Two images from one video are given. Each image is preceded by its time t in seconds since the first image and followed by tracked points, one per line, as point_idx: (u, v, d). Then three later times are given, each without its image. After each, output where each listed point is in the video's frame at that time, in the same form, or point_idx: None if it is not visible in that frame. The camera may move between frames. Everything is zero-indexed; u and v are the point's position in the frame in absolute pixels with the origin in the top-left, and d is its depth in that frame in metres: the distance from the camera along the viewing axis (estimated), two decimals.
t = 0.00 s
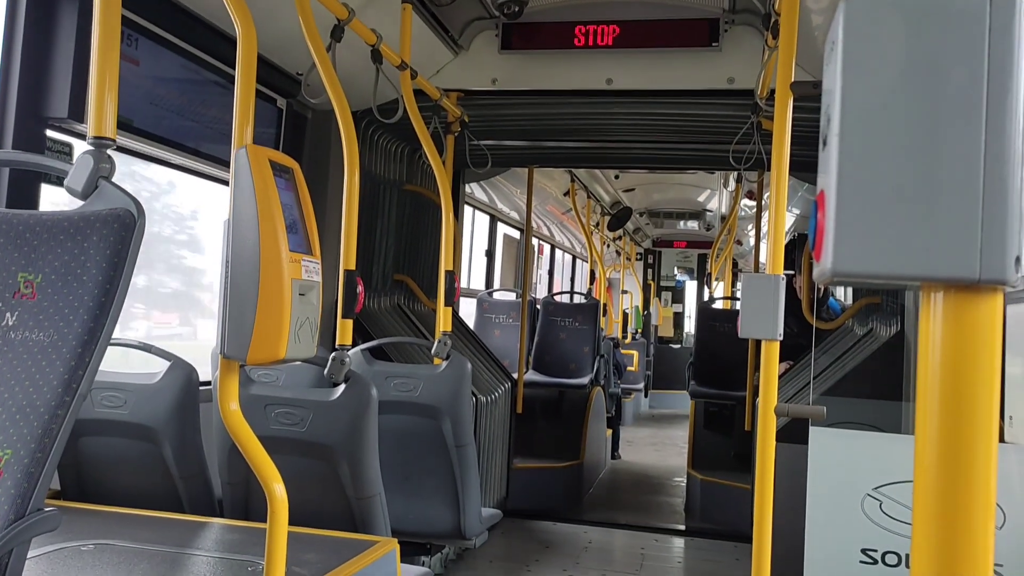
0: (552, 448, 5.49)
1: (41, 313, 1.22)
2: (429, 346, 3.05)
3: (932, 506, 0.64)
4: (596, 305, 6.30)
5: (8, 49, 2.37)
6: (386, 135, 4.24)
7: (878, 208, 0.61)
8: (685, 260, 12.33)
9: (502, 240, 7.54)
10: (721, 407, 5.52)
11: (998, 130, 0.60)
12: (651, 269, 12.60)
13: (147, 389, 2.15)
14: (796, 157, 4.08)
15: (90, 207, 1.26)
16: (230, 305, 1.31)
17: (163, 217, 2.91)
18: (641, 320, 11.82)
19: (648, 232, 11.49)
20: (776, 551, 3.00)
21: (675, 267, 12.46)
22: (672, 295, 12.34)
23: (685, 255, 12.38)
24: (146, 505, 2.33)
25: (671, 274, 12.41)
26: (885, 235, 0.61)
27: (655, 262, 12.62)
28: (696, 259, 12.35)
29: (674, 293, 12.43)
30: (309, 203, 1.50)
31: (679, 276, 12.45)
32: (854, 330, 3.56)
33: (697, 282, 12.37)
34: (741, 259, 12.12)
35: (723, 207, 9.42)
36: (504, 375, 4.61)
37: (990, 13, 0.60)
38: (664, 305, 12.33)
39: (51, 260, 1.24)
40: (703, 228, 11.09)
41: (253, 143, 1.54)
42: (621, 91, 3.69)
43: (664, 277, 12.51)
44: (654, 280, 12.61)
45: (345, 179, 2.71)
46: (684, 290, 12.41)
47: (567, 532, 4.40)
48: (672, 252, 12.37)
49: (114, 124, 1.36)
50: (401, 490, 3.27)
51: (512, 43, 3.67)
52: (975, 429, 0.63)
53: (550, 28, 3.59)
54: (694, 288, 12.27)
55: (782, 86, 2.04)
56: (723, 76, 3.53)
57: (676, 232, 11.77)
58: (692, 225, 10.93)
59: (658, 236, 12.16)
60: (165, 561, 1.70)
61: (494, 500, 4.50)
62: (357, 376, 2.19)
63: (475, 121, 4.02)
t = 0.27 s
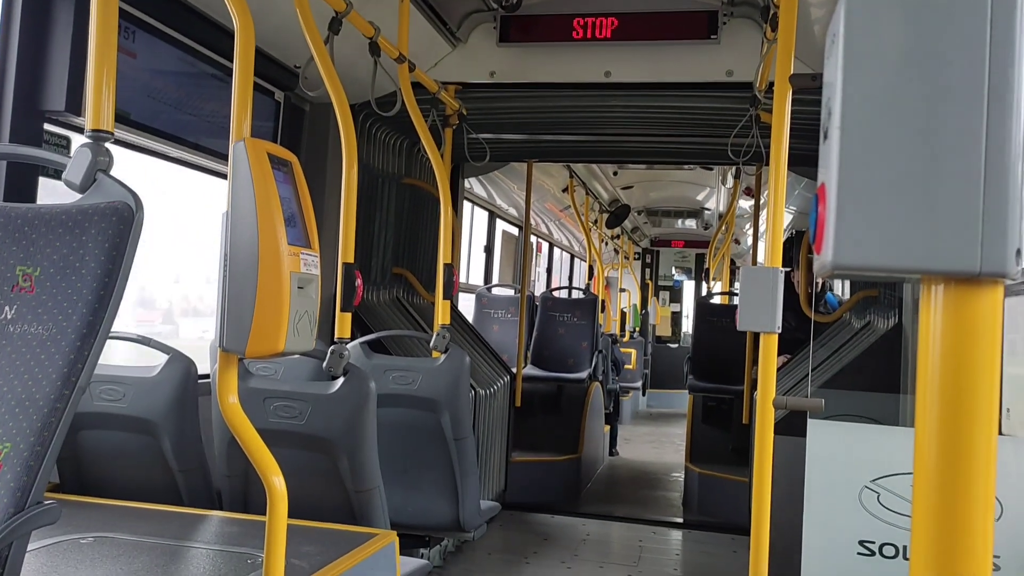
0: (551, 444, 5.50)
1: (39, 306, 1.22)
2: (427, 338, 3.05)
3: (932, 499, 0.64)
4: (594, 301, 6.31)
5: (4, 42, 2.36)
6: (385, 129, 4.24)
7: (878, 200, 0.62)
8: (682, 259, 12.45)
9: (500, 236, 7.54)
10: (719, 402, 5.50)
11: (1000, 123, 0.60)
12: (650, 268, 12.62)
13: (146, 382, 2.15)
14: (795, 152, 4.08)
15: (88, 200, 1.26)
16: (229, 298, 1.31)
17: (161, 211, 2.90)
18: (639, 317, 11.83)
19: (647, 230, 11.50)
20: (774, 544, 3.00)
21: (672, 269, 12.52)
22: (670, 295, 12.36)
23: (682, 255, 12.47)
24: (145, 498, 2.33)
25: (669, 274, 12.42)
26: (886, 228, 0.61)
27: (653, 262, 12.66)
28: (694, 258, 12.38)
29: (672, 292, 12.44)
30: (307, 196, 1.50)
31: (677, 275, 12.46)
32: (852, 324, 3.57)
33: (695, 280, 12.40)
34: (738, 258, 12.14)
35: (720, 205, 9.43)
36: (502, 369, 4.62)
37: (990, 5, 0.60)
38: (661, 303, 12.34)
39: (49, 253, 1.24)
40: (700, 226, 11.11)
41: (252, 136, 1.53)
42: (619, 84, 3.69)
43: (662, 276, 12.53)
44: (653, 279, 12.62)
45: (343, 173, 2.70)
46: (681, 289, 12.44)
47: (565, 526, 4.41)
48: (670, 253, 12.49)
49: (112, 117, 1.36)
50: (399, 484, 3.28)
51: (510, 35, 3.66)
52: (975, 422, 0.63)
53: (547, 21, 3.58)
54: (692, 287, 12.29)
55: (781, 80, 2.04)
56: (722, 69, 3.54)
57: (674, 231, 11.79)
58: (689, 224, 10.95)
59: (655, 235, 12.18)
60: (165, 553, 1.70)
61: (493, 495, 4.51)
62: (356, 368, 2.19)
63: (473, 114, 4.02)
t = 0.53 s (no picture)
0: (548, 444, 5.50)
1: (36, 307, 1.21)
2: (424, 338, 3.04)
3: (930, 500, 0.64)
4: (592, 301, 6.31)
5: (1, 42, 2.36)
6: (382, 129, 4.23)
7: (876, 202, 0.62)
8: (680, 260, 12.46)
9: (497, 236, 7.54)
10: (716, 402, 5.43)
11: (998, 124, 0.60)
12: (647, 269, 12.64)
13: (143, 383, 2.14)
14: (792, 152, 4.08)
15: (85, 200, 1.25)
16: (226, 299, 1.30)
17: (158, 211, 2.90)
18: (636, 318, 11.83)
19: (644, 230, 11.50)
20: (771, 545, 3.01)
21: (670, 268, 12.52)
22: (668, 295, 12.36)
23: (680, 255, 12.48)
24: (142, 499, 2.33)
25: (667, 274, 12.43)
26: (883, 229, 0.61)
27: (650, 263, 12.65)
28: (692, 259, 12.46)
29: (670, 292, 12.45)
30: (305, 197, 1.50)
31: (674, 275, 12.47)
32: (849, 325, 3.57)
33: (692, 281, 12.40)
34: (736, 258, 12.15)
35: (718, 206, 9.44)
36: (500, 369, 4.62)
37: (987, 7, 0.60)
38: (659, 304, 12.35)
39: (46, 253, 1.23)
40: (698, 227, 11.11)
41: (249, 136, 1.53)
42: (617, 85, 3.69)
43: (659, 276, 12.54)
44: (650, 279, 12.63)
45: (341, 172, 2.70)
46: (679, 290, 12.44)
47: (563, 527, 4.41)
48: (667, 253, 12.47)
49: (109, 117, 1.35)
50: (397, 485, 3.27)
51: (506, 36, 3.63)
52: (972, 422, 0.63)
53: (547, 21, 3.55)
54: (689, 287, 12.29)
55: (779, 81, 2.04)
56: (720, 70, 3.54)
57: (672, 232, 11.80)
58: (687, 225, 10.96)
59: (653, 235, 12.18)
60: (161, 554, 1.70)
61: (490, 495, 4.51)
62: (353, 369, 2.18)
63: (470, 114, 4.01)
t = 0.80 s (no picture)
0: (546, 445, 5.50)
1: (32, 309, 1.21)
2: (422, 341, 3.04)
3: (926, 503, 0.64)
4: (589, 301, 6.31)
5: None
6: (380, 130, 4.23)
7: (872, 204, 0.61)
8: (677, 258, 12.42)
9: (495, 236, 7.53)
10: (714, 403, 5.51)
11: (994, 127, 0.60)
12: (645, 267, 12.55)
13: (139, 384, 2.14)
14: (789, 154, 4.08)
15: (81, 202, 1.25)
16: (223, 301, 1.30)
17: (155, 212, 2.90)
18: (634, 317, 11.83)
19: (642, 229, 11.50)
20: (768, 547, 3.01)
21: (668, 266, 12.52)
22: (665, 294, 12.36)
23: (678, 253, 12.44)
24: (138, 501, 2.32)
25: (664, 272, 12.43)
26: (880, 233, 0.61)
27: (648, 260, 12.54)
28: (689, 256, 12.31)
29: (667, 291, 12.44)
30: (302, 198, 1.49)
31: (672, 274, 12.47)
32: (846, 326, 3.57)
33: (690, 279, 12.40)
34: (733, 257, 12.15)
35: (715, 205, 9.43)
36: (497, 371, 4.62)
37: (983, 12, 0.61)
38: (656, 303, 12.36)
39: (42, 255, 1.23)
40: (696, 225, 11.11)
41: (245, 137, 1.53)
42: (614, 87, 3.69)
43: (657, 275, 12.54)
44: (647, 278, 12.63)
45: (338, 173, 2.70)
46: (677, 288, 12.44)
47: (560, 528, 4.41)
48: (664, 252, 12.47)
49: (105, 118, 1.35)
50: (394, 486, 3.27)
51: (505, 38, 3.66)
52: (968, 425, 0.63)
53: (544, 23, 3.57)
54: (686, 286, 12.29)
55: (776, 82, 2.04)
56: (717, 71, 3.53)
57: (669, 230, 11.79)
58: (685, 223, 10.96)
59: (650, 234, 12.17)
60: (157, 557, 1.70)
61: (487, 496, 4.50)
62: (350, 371, 2.18)
63: (468, 116, 4.01)
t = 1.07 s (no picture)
0: (544, 442, 5.50)
1: (29, 307, 1.21)
2: (420, 339, 3.04)
3: (921, 500, 0.65)
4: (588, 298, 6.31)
5: None
6: (378, 128, 4.23)
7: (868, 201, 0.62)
8: (676, 254, 12.41)
9: (493, 234, 7.54)
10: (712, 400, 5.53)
11: (989, 124, 0.60)
12: (643, 264, 12.55)
13: (137, 383, 2.14)
14: (787, 151, 4.09)
15: (78, 200, 1.25)
16: (220, 299, 1.30)
17: (152, 211, 2.89)
18: (632, 314, 11.83)
19: (640, 226, 11.50)
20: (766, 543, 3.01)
21: (666, 263, 12.52)
22: (663, 290, 12.37)
23: (675, 250, 12.41)
24: (136, 499, 2.32)
25: (662, 269, 12.44)
26: (875, 229, 0.61)
27: (646, 258, 12.54)
28: (687, 253, 12.42)
29: (666, 287, 12.44)
30: (299, 196, 1.49)
31: (670, 270, 12.48)
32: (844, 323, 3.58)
33: (688, 276, 12.40)
34: (732, 253, 12.15)
35: (714, 202, 9.43)
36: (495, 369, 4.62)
37: (978, 8, 0.61)
38: (655, 299, 12.36)
39: (38, 253, 1.23)
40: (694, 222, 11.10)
41: (242, 135, 1.53)
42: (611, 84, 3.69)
43: (655, 271, 12.54)
44: (645, 274, 12.63)
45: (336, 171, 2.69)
46: (675, 285, 12.44)
47: (558, 525, 4.41)
48: (663, 249, 12.47)
49: (102, 116, 1.35)
50: (393, 484, 3.27)
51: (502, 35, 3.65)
52: (964, 421, 0.63)
53: (542, 20, 3.56)
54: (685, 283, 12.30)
55: (773, 80, 2.04)
56: (715, 69, 3.54)
57: (668, 227, 11.79)
58: (683, 220, 10.96)
59: (648, 230, 12.16)
60: (156, 555, 1.70)
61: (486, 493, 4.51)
62: (348, 368, 2.18)
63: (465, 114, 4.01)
